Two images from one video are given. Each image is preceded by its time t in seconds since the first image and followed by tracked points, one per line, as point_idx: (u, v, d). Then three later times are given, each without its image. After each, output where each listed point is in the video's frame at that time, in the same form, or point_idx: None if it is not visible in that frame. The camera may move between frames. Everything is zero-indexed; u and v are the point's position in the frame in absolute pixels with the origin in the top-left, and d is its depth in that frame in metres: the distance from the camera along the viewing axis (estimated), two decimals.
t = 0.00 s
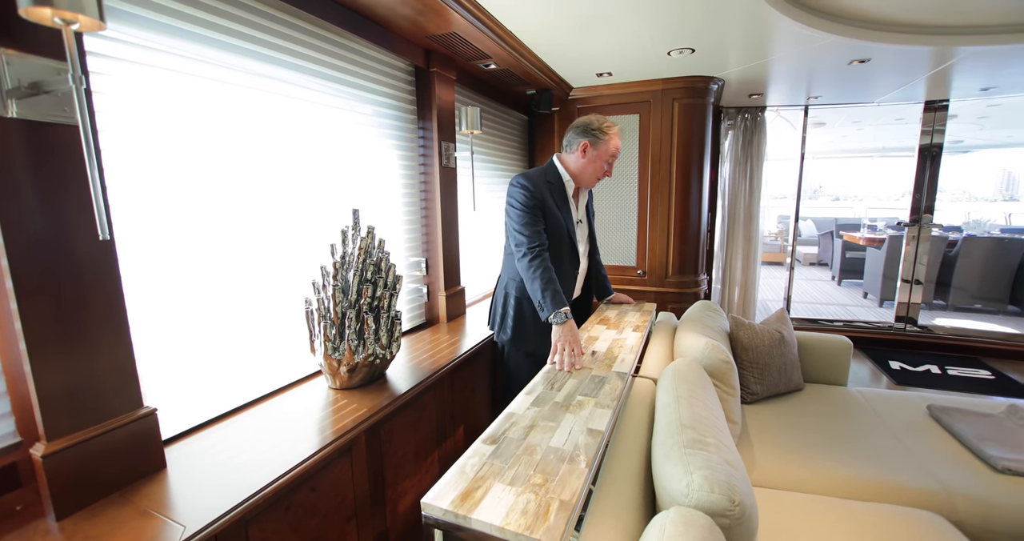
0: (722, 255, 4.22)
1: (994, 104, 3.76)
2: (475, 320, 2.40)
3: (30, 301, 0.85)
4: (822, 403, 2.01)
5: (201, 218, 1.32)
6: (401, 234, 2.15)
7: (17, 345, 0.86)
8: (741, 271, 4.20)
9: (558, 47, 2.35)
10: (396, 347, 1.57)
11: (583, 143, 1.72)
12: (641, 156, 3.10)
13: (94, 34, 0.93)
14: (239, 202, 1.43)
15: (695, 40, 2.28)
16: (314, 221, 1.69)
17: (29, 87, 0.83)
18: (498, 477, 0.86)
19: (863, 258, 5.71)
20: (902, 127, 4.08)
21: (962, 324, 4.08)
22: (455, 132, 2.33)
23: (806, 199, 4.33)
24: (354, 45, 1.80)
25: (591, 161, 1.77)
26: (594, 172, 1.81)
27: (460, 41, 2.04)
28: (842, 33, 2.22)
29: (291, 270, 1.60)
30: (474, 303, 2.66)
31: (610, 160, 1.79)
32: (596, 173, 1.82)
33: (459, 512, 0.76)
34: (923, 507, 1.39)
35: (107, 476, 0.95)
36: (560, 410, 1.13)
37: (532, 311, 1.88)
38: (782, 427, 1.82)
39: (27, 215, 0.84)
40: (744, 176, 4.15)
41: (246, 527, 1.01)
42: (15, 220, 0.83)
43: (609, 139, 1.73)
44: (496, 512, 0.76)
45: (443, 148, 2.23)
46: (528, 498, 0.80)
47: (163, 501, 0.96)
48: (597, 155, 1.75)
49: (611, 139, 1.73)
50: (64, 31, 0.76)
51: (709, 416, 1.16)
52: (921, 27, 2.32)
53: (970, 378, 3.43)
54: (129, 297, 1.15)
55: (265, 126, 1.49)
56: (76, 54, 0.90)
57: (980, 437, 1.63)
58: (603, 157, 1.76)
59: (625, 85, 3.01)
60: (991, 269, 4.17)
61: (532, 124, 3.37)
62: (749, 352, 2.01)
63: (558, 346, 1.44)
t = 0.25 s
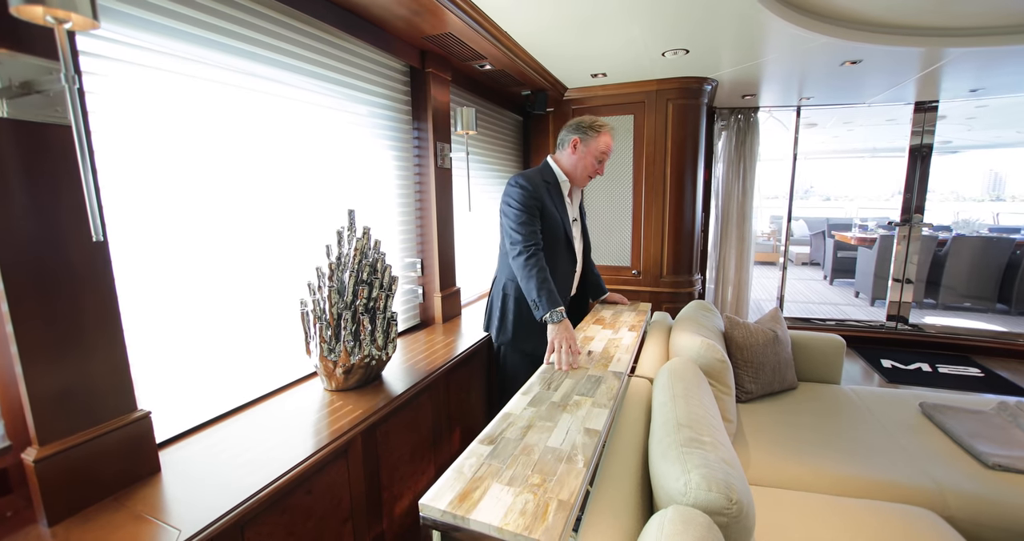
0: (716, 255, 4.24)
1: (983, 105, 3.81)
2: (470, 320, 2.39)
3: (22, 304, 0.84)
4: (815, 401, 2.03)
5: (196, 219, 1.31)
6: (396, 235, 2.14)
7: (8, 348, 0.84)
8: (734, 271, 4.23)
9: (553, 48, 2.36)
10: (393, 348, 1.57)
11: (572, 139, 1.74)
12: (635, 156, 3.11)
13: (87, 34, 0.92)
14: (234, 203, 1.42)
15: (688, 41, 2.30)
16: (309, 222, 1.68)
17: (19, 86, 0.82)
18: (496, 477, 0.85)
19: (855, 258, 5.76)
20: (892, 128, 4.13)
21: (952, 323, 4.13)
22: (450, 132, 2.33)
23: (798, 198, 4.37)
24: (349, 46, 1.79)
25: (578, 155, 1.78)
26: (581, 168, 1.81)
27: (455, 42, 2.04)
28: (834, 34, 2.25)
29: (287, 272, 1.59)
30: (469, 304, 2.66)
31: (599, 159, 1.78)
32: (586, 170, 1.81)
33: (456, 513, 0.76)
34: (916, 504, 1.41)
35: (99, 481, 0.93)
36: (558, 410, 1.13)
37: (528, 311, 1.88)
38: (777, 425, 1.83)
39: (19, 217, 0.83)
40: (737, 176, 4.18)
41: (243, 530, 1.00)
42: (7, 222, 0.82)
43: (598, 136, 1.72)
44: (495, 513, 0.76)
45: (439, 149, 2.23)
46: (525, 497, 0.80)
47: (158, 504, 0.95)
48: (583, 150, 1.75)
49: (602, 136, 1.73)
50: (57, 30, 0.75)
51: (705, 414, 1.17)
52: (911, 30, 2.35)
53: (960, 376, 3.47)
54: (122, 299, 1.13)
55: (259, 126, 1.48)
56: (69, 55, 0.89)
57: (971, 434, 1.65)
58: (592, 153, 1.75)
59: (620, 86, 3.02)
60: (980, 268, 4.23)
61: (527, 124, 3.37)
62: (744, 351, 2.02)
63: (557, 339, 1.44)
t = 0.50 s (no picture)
0: (711, 255, 4.26)
1: (973, 106, 3.86)
2: (466, 321, 2.39)
3: (13, 307, 0.83)
4: (810, 400, 2.04)
5: (191, 220, 1.30)
6: (391, 235, 2.13)
7: None
8: (729, 271, 4.25)
9: (549, 49, 2.36)
10: (389, 349, 1.56)
11: (560, 135, 1.78)
12: (631, 157, 3.12)
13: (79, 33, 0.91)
14: (229, 204, 1.41)
15: (683, 43, 2.31)
16: (305, 223, 1.68)
17: (10, 86, 0.81)
18: (494, 479, 0.85)
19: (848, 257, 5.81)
20: (885, 128, 4.17)
21: (944, 322, 4.17)
22: (446, 133, 2.33)
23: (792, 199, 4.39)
24: (345, 46, 1.79)
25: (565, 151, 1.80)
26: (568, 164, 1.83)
27: (451, 42, 2.04)
28: (828, 36, 2.27)
29: (282, 273, 1.59)
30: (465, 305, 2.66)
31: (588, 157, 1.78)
32: (574, 167, 1.81)
33: (454, 515, 0.76)
34: (910, 502, 1.42)
35: (92, 485, 0.92)
36: (555, 411, 1.13)
37: (525, 312, 1.88)
38: (773, 425, 1.84)
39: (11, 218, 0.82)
40: (731, 177, 4.21)
41: (239, 534, 0.99)
42: None
43: (582, 131, 1.73)
44: (493, 515, 0.76)
45: (435, 149, 2.22)
46: (522, 499, 0.80)
47: (153, 508, 0.94)
48: (569, 146, 1.77)
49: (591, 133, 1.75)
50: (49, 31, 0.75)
51: (702, 414, 1.17)
52: (904, 32, 2.37)
53: (952, 375, 3.51)
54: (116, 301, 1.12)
55: (257, 128, 1.48)
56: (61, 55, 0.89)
57: (964, 432, 1.67)
58: (577, 149, 1.76)
59: (616, 87, 3.03)
60: (971, 268, 4.27)
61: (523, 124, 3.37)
62: (739, 350, 2.03)
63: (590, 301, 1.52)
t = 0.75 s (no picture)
0: (708, 255, 4.27)
1: (967, 107, 3.88)
2: (463, 322, 2.39)
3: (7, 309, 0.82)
4: (806, 400, 2.05)
5: (187, 222, 1.30)
6: (388, 237, 2.13)
7: None
8: (725, 271, 4.26)
9: (546, 50, 2.36)
10: (386, 351, 1.56)
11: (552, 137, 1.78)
12: (628, 158, 3.13)
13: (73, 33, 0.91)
14: (225, 205, 1.41)
15: (680, 44, 2.32)
16: (302, 225, 1.67)
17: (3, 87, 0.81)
18: (491, 481, 0.85)
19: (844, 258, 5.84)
20: (879, 129, 4.19)
21: (939, 322, 4.20)
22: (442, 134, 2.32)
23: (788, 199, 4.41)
24: (342, 47, 1.79)
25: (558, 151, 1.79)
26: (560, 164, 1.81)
27: (448, 43, 2.03)
28: (823, 39, 2.28)
29: (279, 274, 1.58)
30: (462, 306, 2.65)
31: (579, 157, 1.75)
32: (565, 168, 1.79)
33: (451, 518, 0.75)
34: (906, 502, 1.43)
35: (87, 488, 0.92)
36: (552, 413, 1.13)
37: (523, 313, 1.88)
38: (769, 425, 1.84)
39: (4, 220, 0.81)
40: (728, 178, 4.22)
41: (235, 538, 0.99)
42: None
43: (573, 131, 1.73)
44: (490, 517, 0.75)
45: (432, 150, 2.22)
46: (520, 501, 0.80)
47: (148, 512, 0.93)
48: (561, 146, 1.77)
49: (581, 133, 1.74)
50: (44, 33, 0.75)
51: (698, 415, 1.17)
52: (898, 34, 2.38)
53: (947, 374, 3.53)
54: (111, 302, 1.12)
55: (254, 129, 1.48)
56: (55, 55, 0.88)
57: (959, 432, 1.68)
58: (566, 148, 1.75)
59: (612, 88, 3.04)
60: (965, 268, 4.30)
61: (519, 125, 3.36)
62: (736, 350, 2.04)
63: (599, 261, 1.70)
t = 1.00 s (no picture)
0: (705, 255, 4.28)
1: (963, 108, 3.90)
2: (461, 323, 2.39)
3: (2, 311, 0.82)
4: (803, 400, 2.06)
5: (184, 223, 1.29)
6: (385, 237, 2.13)
7: None
8: (723, 271, 4.27)
9: (544, 51, 2.36)
10: (383, 352, 1.56)
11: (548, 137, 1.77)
12: (626, 158, 3.13)
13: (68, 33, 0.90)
14: (222, 206, 1.41)
15: (678, 45, 2.32)
16: (299, 226, 1.67)
17: None
18: (488, 482, 0.85)
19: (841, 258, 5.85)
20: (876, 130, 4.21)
21: (935, 322, 4.21)
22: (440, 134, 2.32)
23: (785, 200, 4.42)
24: (339, 48, 1.79)
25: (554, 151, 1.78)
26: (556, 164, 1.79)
27: (446, 44, 2.03)
28: (820, 40, 2.28)
29: (276, 275, 1.58)
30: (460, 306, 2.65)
31: (573, 156, 1.72)
32: (560, 167, 1.77)
33: (447, 519, 0.75)
34: (902, 502, 1.43)
35: (83, 489, 0.91)
36: (550, 414, 1.13)
37: (520, 314, 1.88)
38: (767, 425, 1.85)
39: None
40: (725, 178, 4.23)
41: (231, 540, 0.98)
42: None
43: (567, 130, 1.71)
44: (487, 519, 0.75)
45: (429, 151, 2.22)
46: (517, 503, 0.79)
47: (144, 514, 0.93)
48: (556, 146, 1.75)
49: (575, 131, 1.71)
50: (38, 33, 0.74)
51: (695, 416, 1.17)
52: (895, 36, 2.40)
53: (943, 374, 3.54)
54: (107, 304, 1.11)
55: (251, 129, 1.48)
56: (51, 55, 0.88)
57: (955, 432, 1.68)
58: (560, 148, 1.73)
59: (610, 88, 3.04)
60: (962, 268, 4.32)
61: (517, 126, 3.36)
62: (733, 351, 2.04)
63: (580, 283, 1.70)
